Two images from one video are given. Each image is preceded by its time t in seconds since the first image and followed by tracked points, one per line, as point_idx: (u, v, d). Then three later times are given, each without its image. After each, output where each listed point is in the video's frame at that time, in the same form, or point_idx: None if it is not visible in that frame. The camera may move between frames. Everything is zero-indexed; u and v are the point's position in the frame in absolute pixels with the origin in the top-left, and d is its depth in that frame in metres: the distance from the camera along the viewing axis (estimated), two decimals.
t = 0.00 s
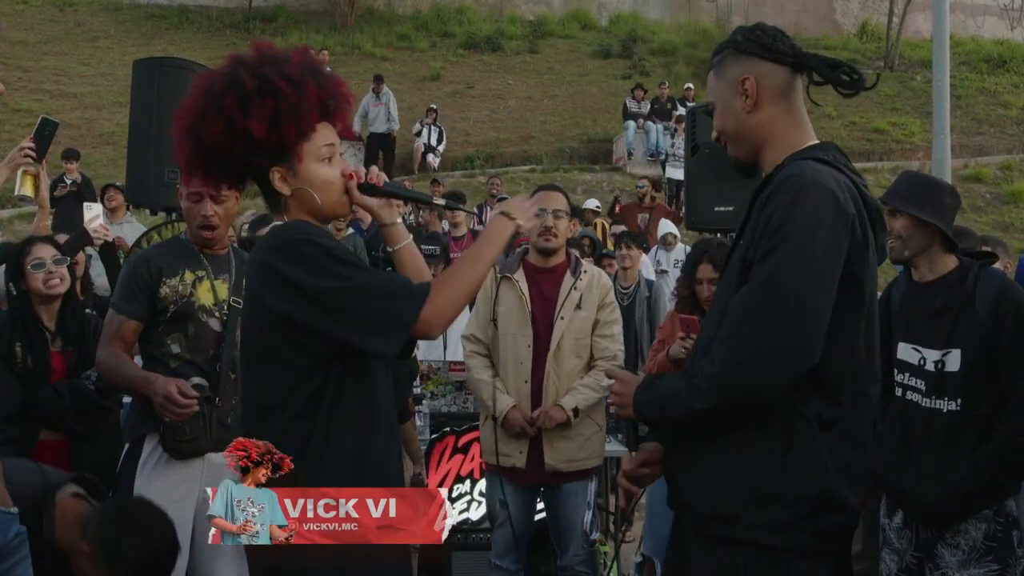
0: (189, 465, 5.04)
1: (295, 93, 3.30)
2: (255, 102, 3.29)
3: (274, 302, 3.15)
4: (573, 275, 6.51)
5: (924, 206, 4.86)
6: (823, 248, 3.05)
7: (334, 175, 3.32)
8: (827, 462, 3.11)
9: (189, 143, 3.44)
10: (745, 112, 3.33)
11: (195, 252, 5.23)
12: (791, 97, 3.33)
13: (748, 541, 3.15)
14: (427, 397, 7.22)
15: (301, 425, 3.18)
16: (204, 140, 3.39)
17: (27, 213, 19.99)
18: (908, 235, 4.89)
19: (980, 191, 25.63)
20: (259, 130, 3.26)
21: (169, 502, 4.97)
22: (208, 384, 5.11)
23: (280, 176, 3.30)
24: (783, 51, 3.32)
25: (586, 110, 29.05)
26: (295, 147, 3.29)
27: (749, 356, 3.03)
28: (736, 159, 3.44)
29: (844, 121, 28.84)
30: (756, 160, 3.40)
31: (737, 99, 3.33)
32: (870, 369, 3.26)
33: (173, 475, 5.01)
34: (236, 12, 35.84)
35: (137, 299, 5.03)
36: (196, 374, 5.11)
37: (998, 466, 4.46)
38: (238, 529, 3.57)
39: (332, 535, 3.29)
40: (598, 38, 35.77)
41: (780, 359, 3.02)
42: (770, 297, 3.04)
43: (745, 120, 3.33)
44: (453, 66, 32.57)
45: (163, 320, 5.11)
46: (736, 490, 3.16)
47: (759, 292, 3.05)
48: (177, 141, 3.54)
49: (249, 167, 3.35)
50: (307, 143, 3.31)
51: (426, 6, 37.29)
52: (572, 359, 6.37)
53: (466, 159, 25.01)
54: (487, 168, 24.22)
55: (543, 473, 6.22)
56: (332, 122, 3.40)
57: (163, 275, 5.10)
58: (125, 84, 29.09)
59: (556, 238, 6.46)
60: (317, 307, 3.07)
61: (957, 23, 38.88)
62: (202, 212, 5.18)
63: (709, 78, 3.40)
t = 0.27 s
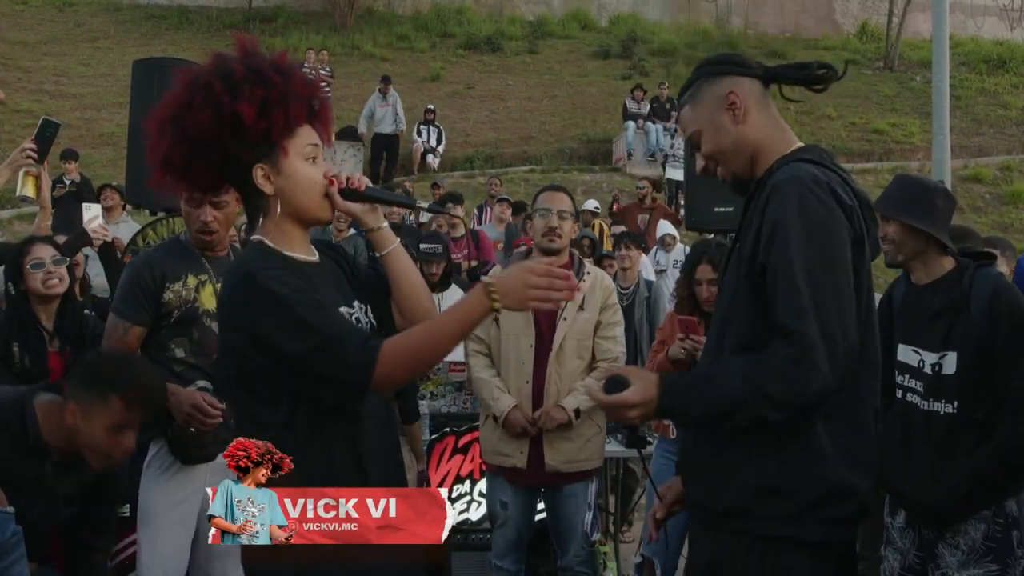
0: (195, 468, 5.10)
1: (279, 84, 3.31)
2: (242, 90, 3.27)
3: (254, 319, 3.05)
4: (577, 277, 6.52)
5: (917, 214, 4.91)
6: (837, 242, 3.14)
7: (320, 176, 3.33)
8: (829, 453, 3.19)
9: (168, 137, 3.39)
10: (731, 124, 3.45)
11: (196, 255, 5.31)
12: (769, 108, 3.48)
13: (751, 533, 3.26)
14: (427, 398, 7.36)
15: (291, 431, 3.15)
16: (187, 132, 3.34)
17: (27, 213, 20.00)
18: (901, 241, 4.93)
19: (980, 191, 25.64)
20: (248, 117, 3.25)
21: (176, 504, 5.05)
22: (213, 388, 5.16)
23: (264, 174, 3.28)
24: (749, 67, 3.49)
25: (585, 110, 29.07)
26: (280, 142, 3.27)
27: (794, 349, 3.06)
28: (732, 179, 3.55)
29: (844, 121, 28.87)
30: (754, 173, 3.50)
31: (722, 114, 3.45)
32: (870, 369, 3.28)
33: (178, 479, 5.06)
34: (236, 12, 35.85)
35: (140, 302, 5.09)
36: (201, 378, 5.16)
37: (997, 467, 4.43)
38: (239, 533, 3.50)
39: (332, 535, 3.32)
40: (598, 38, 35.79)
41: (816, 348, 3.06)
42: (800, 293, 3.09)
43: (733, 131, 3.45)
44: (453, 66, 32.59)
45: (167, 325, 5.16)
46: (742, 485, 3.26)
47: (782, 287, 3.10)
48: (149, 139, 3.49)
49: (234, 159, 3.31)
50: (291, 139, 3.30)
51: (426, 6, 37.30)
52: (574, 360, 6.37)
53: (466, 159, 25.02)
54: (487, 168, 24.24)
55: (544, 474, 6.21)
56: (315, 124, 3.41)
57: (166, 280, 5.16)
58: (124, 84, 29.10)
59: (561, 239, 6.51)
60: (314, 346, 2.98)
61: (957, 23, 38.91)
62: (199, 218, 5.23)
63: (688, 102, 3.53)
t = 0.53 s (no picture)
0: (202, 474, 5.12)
1: (289, 76, 3.31)
2: (253, 72, 3.27)
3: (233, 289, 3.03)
4: (575, 276, 6.52)
5: (914, 218, 4.90)
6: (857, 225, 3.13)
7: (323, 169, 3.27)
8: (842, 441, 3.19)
9: (172, 117, 3.35)
10: (716, 140, 3.52)
11: (196, 255, 5.32)
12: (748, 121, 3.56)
13: (757, 527, 3.27)
14: (427, 398, 7.35)
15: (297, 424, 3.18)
16: (196, 113, 3.29)
17: (27, 213, 20.02)
18: (898, 244, 4.95)
19: (979, 191, 25.63)
20: (258, 99, 3.22)
21: (182, 508, 5.08)
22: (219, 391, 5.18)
23: (267, 161, 3.21)
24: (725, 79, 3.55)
25: (585, 110, 29.07)
26: (286, 128, 3.23)
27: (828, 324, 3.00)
28: (718, 192, 3.64)
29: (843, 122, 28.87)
30: (737, 185, 3.58)
31: (707, 131, 3.52)
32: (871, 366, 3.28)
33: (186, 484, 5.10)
34: (235, 12, 35.85)
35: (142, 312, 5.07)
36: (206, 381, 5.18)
37: (992, 469, 4.40)
38: (238, 535, 3.38)
39: (331, 535, 3.31)
40: (598, 38, 35.79)
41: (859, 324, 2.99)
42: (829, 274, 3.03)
43: (717, 148, 3.52)
44: (453, 67, 32.59)
45: (170, 330, 5.17)
46: (759, 487, 3.25)
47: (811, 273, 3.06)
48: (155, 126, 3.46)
49: (238, 142, 3.25)
50: (295, 130, 3.26)
51: (425, 6, 37.29)
52: (573, 360, 6.38)
53: (465, 159, 25.04)
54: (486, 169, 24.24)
55: (544, 474, 6.21)
56: (319, 123, 3.40)
57: (169, 285, 5.17)
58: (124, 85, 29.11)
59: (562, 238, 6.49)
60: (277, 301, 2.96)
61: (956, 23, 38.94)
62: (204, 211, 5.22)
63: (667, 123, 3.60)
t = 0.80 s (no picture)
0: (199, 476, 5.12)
1: (275, 93, 3.35)
2: (240, 98, 3.32)
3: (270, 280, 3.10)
4: (571, 276, 6.52)
5: (916, 217, 4.91)
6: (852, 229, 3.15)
7: (309, 183, 3.32)
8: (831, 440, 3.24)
9: (166, 149, 3.43)
10: (705, 131, 3.49)
11: (195, 255, 5.32)
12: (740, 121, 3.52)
13: (750, 526, 3.28)
14: (427, 399, 7.32)
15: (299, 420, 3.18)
16: (185, 143, 3.37)
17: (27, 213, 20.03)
18: (899, 242, 4.95)
19: (980, 191, 25.62)
20: (245, 125, 3.27)
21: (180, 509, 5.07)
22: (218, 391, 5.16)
23: (259, 179, 3.29)
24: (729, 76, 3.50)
25: (585, 110, 29.07)
26: (275, 147, 3.30)
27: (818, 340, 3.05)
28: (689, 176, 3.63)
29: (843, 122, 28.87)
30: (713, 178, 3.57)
31: (697, 119, 3.49)
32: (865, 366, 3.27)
33: (183, 484, 5.09)
34: (235, 12, 35.87)
35: (141, 311, 5.11)
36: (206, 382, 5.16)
37: (997, 467, 4.42)
38: (240, 535, 3.46)
39: (331, 535, 3.30)
40: (598, 39, 35.79)
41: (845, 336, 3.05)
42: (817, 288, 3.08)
43: (703, 138, 3.49)
44: (453, 67, 32.60)
45: (169, 330, 5.18)
46: (750, 487, 3.25)
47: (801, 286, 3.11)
48: (152, 156, 3.56)
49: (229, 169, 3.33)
50: (285, 145, 3.32)
51: (425, 7, 37.30)
52: (572, 360, 6.37)
53: (465, 159, 25.04)
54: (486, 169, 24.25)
55: (543, 474, 6.21)
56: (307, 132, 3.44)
57: (166, 285, 5.16)
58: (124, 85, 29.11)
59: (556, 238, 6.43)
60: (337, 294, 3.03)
61: (956, 23, 38.95)
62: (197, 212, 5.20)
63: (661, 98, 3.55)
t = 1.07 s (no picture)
0: (191, 475, 5.09)
1: (254, 93, 3.40)
2: (214, 97, 3.40)
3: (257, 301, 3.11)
4: (571, 276, 6.52)
5: (918, 214, 4.92)
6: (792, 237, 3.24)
7: (298, 178, 3.40)
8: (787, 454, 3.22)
9: (144, 145, 3.53)
10: (695, 116, 3.57)
11: (194, 253, 5.31)
12: (738, 121, 3.57)
13: (711, 531, 3.31)
14: (427, 399, 7.33)
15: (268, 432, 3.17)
16: (164, 140, 3.48)
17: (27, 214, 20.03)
18: (901, 239, 4.94)
19: (980, 192, 25.64)
20: (221, 125, 3.36)
21: (173, 509, 5.04)
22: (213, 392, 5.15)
23: (241, 179, 3.36)
24: (748, 77, 3.56)
25: (585, 110, 29.07)
26: (257, 146, 3.37)
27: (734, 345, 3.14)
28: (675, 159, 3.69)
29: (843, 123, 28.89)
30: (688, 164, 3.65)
31: (693, 104, 3.57)
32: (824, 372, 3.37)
33: (176, 484, 5.06)
34: (235, 12, 35.88)
35: (140, 309, 5.14)
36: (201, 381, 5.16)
37: (997, 467, 4.43)
38: (239, 534, 3.55)
39: (331, 535, 3.30)
40: (598, 39, 35.82)
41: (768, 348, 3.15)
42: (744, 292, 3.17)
43: (693, 124, 3.57)
44: (453, 67, 32.61)
45: (166, 328, 5.20)
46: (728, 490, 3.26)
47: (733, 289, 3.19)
48: (133, 153, 3.64)
49: (209, 164, 3.42)
50: (268, 144, 3.38)
51: (425, 7, 37.31)
52: (572, 360, 6.37)
53: (465, 160, 25.05)
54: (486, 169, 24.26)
55: (543, 474, 6.22)
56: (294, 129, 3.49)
57: (164, 282, 5.17)
58: (123, 85, 29.12)
59: (553, 239, 6.50)
60: (320, 341, 3.05)
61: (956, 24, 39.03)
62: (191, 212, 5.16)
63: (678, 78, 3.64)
